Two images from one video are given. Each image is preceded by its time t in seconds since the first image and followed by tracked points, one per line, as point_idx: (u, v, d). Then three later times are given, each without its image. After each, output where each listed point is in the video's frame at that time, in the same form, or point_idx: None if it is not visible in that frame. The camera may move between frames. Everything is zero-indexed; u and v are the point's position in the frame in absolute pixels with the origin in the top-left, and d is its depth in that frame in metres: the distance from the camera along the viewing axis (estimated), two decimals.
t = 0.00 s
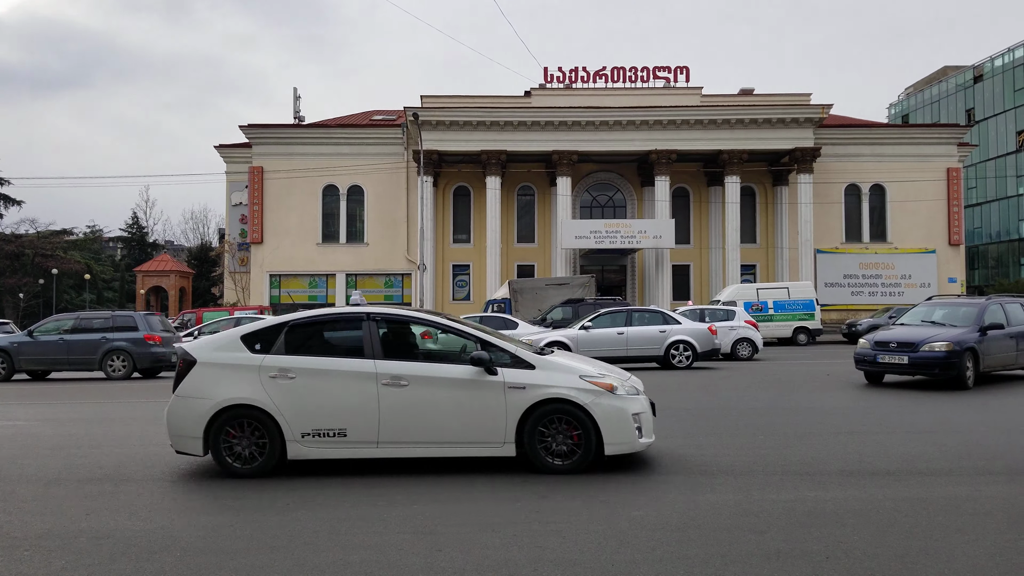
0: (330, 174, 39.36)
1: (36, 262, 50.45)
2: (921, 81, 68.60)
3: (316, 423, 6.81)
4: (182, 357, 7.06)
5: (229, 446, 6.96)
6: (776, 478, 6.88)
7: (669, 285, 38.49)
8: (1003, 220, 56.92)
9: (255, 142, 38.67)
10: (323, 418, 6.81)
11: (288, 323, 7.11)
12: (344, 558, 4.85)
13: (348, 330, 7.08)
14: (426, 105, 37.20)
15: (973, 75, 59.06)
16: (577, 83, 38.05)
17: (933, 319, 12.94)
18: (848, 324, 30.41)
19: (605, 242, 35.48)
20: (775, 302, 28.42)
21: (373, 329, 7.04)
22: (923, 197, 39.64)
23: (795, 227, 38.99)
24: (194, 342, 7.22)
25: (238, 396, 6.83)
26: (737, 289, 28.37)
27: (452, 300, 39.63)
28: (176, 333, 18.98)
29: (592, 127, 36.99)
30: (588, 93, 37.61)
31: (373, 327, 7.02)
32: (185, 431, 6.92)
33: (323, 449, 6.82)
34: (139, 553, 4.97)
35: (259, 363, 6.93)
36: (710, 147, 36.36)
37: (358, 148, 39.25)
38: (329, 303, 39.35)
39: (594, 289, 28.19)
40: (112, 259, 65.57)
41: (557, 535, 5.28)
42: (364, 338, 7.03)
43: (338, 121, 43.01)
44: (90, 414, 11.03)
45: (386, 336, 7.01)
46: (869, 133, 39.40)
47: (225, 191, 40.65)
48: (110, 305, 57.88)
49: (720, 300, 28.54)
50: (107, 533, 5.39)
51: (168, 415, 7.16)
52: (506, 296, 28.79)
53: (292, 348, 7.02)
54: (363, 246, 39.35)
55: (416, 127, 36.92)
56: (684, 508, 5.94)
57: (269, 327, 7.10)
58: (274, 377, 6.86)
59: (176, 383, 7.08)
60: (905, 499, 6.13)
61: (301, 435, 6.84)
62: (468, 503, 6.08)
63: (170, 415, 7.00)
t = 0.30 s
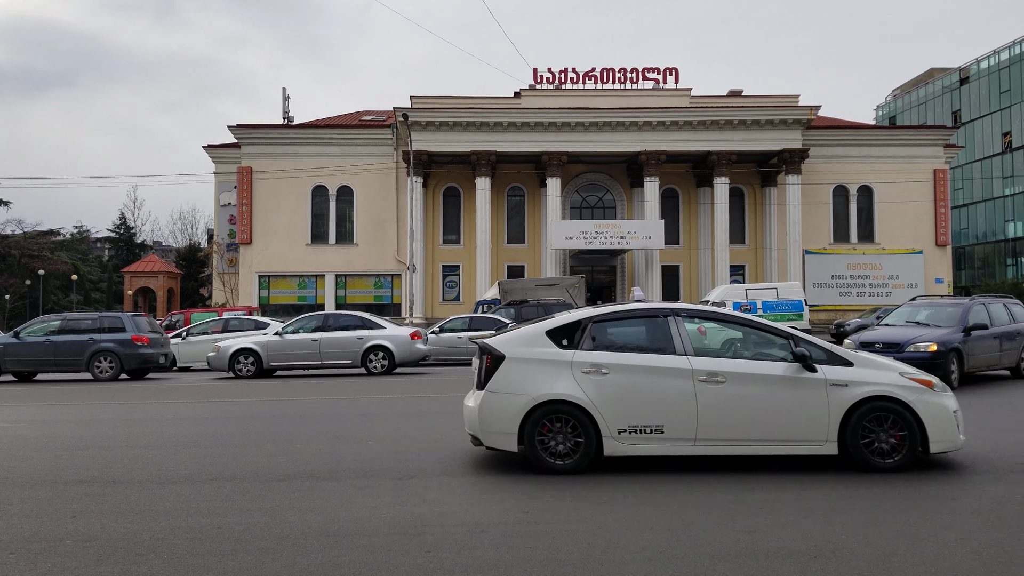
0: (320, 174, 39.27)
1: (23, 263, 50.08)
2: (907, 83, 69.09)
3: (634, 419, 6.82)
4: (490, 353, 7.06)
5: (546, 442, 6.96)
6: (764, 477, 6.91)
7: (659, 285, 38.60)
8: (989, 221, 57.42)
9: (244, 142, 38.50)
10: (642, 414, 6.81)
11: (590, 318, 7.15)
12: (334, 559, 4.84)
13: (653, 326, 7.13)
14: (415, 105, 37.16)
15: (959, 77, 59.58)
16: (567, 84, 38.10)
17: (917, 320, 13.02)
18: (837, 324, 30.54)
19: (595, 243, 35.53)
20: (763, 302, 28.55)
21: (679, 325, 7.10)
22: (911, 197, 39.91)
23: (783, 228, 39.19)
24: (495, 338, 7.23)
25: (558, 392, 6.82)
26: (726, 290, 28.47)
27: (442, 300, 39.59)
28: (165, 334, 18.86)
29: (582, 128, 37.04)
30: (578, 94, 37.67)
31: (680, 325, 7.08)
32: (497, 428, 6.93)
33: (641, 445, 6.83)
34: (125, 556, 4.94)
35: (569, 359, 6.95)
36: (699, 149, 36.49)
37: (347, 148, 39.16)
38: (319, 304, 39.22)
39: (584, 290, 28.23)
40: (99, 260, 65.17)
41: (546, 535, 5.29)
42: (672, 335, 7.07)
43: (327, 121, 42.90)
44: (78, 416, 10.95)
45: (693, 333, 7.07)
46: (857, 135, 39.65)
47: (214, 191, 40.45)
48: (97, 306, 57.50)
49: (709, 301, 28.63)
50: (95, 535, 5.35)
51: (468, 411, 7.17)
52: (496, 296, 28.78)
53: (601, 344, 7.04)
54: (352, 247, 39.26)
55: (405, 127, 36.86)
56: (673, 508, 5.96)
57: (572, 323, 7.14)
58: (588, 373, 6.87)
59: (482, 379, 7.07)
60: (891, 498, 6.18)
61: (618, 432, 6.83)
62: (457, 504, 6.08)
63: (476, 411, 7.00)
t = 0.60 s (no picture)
0: (314, 174, 39.18)
1: (16, 262, 49.96)
2: (901, 83, 69.30)
3: (968, 415, 6.78)
4: (809, 349, 7.02)
5: (874, 440, 6.94)
6: (758, 476, 6.91)
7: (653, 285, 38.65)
8: (983, 220, 57.65)
9: (237, 141, 38.40)
10: (975, 411, 6.77)
11: (911, 313, 7.12)
12: (327, 559, 4.83)
13: (974, 320, 7.07)
14: (410, 105, 37.12)
15: (952, 77, 59.79)
16: (561, 84, 38.12)
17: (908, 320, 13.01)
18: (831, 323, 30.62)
19: (589, 242, 35.55)
20: (758, 302, 28.60)
21: (1001, 320, 7.06)
22: (904, 197, 40.05)
23: (777, 227, 39.30)
24: (809, 333, 7.17)
25: (887, 388, 6.80)
26: (721, 289, 28.49)
27: (436, 300, 39.59)
28: (158, 334, 18.79)
29: (576, 128, 37.06)
30: (572, 93, 37.70)
31: (1003, 319, 7.04)
32: (824, 424, 6.89)
33: (974, 441, 6.80)
34: (119, 556, 4.93)
35: (896, 354, 6.91)
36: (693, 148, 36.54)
37: (342, 148, 39.09)
38: (313, 304, 39.16)
39: (578, 290, 28.23)
40: (93, 259, 65.01)
41: (540, 535, 5.28)
42: (993, 330, 7.05)
43: (322, 121, 42.82)
44: (71, 416, 10.90)
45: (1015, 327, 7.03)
46: (851, 135, 39.76)
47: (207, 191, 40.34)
48: (91, 306, 57.35)
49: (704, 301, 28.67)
50: (87, 535, 5.33)
51: (779, 407, 7.15)
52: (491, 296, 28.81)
53: (924, 339, 6.98)
54: (346, 246, 39.20)
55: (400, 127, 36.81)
56: (667, 507, 5.96)
57: (892, 317, 7.10)
58: (916, 367, 6.83)
59: (800, 375, 7.05)
60: (885, 498, 6.19)
61: (949, 428, 6.78)
62: (451, 504, 6.06)
63: (794, 407, 6.99)
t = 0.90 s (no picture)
0: (312, 171, 39.15)
1: (14, 260, 49.89)
2: (900, 81, 69.28)
3: None
4: None
5: None
6: (757, 474, 6.93)
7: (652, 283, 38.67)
8: (981, 218, 57.70)
9: (235, 139, 38.36)
10: None
11: None
12: (324, 556, 4.84)
13: None
14: (408, 103, 37.08)
15: (951, 75, 59.81)
16: (559, 82, 38.08)
17: (903, 318, 13.01)
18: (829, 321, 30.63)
19: (588, 240, 35.57)
20: (756, 299, 28.64)
21: None
22: (902, 195, 40.08)
23: (775, 225, 39.32)
24: None
25: None
26: (719, 287, 28.52)
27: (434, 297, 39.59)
28: (155, 331, 18.76)
29: (574, 125, 37.03)
30: (571, 91, 37.67)
31: None
32: None
33: None
34: (117, 553, 4.93)
35: None
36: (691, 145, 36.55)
37: (339, 145, 39.04)
38: (311, 301, 39.15)
39: (577, 288, 28.24)
40: (91, 257, 64.94)
41: (539, 532, 5.29)
42: None
43: (320, 118, 42.78)
44: (70, 413, 10.89)
45: None
46: (849, 133, 39.78)
47: (205, 188, 40.30)
48: (89, 304, 57.25)
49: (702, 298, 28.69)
50: (85, 532, 5.33)
51: None
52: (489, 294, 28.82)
53: None
54: (345, 244, 39.19)
55: (398, 124, 36.76)
56: (665, 504, 5.98)
57: None
58: None
59: None
60: (883, 494, 6.20)
61: None
62: (449, 501, 6.08)
63: None
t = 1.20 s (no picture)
0: (309, 171, 39.10)
1: (10, 259, 49.76)
2: (896, 81, 69.38)
3: None
4: None
5: None
6: (753, 473, 6.94)
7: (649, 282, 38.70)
8: (976, 217, 57.85)
9: (231, 138, 38.31)
10: None
11: None
12: (321, 555, 4.84)
13: None
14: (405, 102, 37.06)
15: (947, 75, 59.92)
16: (557, 81, 38.10)
17: (897, 317, 13.03)
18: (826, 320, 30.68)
19: (585, 239, 35.59)
20: (752, 298, 28.67)
21: None
22: (899, 194, 40.16)
23: (772, 224, 39.36)
24: None
25: None
26: (716, 286, 28.54)
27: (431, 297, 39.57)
28: (148, 331, 18.73)
29: (572, 124, 37.04)
30: (568, 90, 37.69)
31: None
32: None
33: None
34: (113, 553, 4.91)
35: None
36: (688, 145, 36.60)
37: (337, 144, 38.98)
38: (308, 301, 39.10)
39: (574, 287, 28.26)
40: (87, 256, 64.83)
41: (536, 531, 5.30)
42: None
43: (317, 117, 42.74)
44: (66, 412, 10.86)
45: None
46: (845, 132, 39.83)
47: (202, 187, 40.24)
48: (85, 303, 57.15)
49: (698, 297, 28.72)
50: (82, 532, 5.32)
51: None
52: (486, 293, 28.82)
53: None
54: (341, 243, 39.15)
55: (395, 123, 36.74)
56: (663, 503, 5.98)
57: None
58: None
59: None
60: (881, 493, 6.22)
61: None
62: (447, 500, 6.08)
63: None
